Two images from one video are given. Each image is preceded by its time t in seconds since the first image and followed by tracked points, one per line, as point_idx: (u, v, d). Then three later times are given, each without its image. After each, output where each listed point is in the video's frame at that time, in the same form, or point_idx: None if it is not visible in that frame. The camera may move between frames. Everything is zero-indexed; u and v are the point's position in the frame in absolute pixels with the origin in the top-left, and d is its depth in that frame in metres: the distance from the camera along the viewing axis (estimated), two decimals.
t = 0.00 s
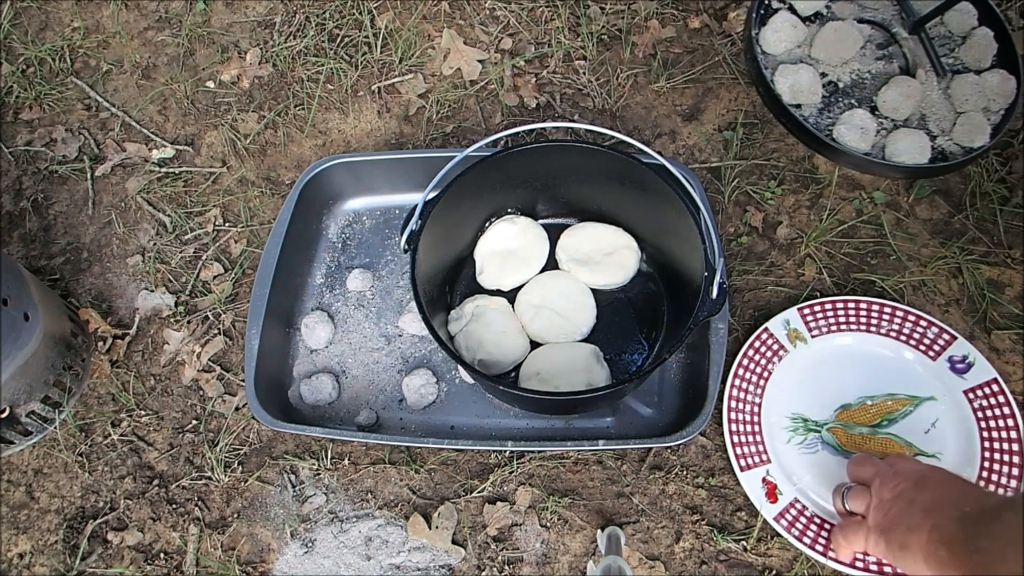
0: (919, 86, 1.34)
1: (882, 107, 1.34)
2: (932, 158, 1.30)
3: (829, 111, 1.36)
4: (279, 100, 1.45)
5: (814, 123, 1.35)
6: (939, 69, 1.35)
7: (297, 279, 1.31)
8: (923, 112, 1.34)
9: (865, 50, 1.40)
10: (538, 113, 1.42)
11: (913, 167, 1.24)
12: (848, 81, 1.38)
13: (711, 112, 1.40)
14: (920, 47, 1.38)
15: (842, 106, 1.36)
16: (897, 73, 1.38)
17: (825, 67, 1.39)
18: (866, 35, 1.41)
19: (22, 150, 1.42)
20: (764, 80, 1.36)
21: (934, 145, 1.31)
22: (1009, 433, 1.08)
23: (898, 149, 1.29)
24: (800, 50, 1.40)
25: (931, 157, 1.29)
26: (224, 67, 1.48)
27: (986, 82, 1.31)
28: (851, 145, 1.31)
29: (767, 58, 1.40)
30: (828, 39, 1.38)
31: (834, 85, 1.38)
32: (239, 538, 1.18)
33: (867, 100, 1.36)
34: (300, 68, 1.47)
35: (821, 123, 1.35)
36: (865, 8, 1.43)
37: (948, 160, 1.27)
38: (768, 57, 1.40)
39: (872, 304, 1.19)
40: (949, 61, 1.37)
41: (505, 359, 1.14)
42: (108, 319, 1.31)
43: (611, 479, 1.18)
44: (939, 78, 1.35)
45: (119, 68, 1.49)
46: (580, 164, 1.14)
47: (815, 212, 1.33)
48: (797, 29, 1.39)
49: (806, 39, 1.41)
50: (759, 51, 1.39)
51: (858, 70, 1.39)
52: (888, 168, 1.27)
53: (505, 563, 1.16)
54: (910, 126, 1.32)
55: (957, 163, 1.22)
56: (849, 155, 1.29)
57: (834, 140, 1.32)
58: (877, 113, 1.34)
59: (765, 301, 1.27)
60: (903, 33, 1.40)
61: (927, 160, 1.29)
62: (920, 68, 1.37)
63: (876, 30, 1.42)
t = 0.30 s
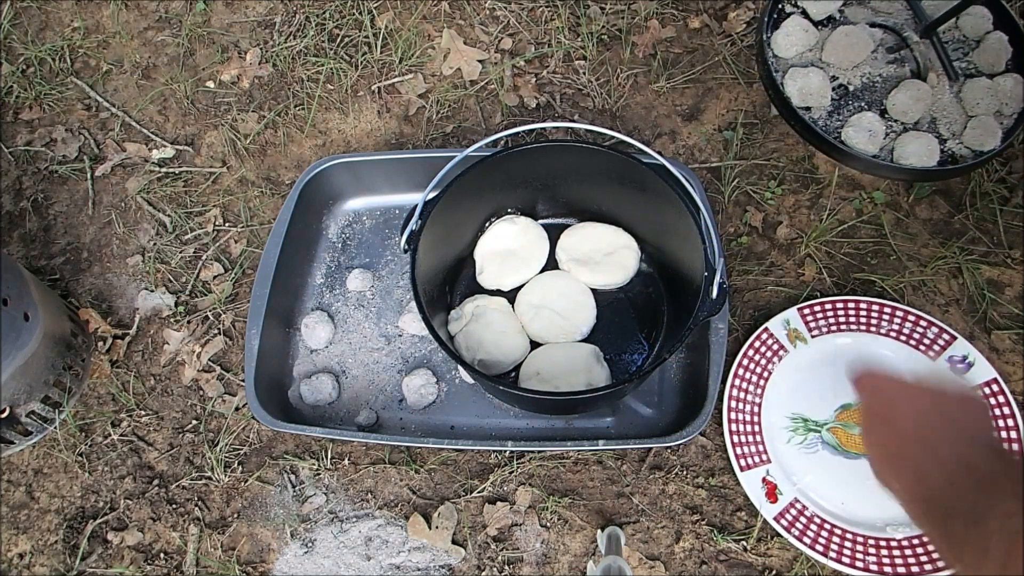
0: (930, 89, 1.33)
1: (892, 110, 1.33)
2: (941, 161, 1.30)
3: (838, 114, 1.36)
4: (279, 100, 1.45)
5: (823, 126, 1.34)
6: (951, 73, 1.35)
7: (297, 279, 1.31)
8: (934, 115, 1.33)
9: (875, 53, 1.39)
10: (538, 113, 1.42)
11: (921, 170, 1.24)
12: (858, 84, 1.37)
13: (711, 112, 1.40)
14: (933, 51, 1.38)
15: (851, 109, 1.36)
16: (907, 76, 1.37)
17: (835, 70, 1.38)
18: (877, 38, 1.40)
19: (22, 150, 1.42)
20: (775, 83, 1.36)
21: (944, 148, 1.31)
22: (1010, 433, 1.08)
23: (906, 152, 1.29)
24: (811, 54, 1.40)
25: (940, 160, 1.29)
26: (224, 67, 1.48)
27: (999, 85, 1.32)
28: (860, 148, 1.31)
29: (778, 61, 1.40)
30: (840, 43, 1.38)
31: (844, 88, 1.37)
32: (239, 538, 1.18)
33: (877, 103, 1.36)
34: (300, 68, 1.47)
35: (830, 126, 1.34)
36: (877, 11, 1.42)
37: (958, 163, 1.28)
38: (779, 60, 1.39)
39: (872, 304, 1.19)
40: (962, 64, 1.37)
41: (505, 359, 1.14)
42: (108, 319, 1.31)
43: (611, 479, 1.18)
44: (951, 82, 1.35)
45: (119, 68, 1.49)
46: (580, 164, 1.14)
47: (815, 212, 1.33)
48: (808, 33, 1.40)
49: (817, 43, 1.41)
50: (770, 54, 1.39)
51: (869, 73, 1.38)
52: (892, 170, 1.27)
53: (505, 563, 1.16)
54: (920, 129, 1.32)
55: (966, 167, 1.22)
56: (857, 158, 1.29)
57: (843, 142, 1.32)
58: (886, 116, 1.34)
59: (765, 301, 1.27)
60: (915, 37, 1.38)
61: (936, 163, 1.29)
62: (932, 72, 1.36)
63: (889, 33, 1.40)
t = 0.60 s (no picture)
0: (922, 85, 1.33)
1: (884, 106, 1.33)
2: (933, 157, 1.30)
3: (830, 111, 1.36)
4: (279, 100, 1.45)
5: (816, 124, 1.34)
6: (941, 68, 1.35)
7: (297, 279, 1.31)
8: (924, 111, 1.34)
9: (867, 49, 1.39)
10: (538, 113, 1.43)
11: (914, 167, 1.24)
12: (849, 81, 1.38)
13: (711, 112, 1.40)
14: (923, 47, 1.37)
15: (843, 106, 1.36)
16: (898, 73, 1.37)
17: (827, 67, 1.38)
18: (868, 35, 1.40)
19: (22, 150, 1.42)
20: (767, 81, 1.35)
21: (935, 144, 1.32)
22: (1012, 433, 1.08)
23: (900, 149, 1.29)
24: (802, 51, 1.40)
25: (932, 157, 1.29)
26: (224, 67, 1.48)
27: (989, 80, 1.30)
28: (853, 145, 1.31)
29: (770, 58, 1.40)
30: (832, 38, 1.37)
31: (836, 85, 1.38)
32: (239, 538, 1.18)
33: (870, 100, 1.36)
34: (300, 68, 1.47)
35: (823, 124, 1.34)
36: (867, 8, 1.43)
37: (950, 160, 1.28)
38: (770, 58, 1.39)
39: (872, 304, 1.19)
40: (951, 60, 1.38)
41: (506, 359, 1.14)
42: (108, 319, 1.31)
43: (611, 479, 1.18)
44: (941, 78, 1.35)
45: (119, 68, 1.49)
46: (579, 164, 1.14)
47: (816, 212, 1.33)
48: (800, 30, 1.38)
49: (808, 40, 1.40)
50: (761, 52, 1.39)
51: (860, 70, 1.38)
52: (889, 168, 1.27)
53: (505, 563, 1.16)
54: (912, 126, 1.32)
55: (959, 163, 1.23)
56: (850, 155, 1.28)
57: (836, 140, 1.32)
58: (878, 113, 1.34)
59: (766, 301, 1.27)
60: (906, 33, 1.39)
61: (929, 159, 1.29)
62: (922, 68, 1.36)
63: (879, 29, 1.41)
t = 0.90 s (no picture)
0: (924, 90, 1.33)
1: (887, 112, 1.33)
2: (937, 162, 1.31)
3: (833, 117, 1.36)
4: (279, 100, 1.45)
5: (819, 130, 1.35)
6: (943, 72, 1.35)
7: (297, 279, 1.31)
8: (927, 116, 1.33)
9: (868, 55, 1.38)
10: (538, 113, 1.43)
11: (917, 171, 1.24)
12: (852, 86, 1.37)
13: (711, 112, 1.40)
14: (924, 52, 1.37)
15: (846, 113, 1.36)
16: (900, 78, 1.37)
17: (829, 73, 1.37)
18: (870, 41, 1.39)
19: (22, 150, 1.42)
20: (770, 89, 1.35)
21: (939, 149, 1.32)
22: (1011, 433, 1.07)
23: (903, 154, 1.29)
24: (804, 57, 1.39)
25: (936, 161, 1.30)
26: (224, 67, 1.48)
27: (990, 84, 1.31)
28: (857, 151, 1.31)
29: (771, 66, 1.40)
30: (834, 45, 1.36)
31: (838, 91, 1.37)
32: (239, 538, 1.18)
33: (872, 106, 1.36)
34: (300, 68, 1.47)
35: (826, 130, 1.35)
36: (867, 13, 1.42)
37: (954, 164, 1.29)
38: (772, 65, 1.39)
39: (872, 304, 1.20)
40: (952, 64, 1.38)
41: (506, 359, 1.15)
42: (108, 319, 1.31)
43: (611, 479, 1.18)
44: (943, 82, 1.35)
45: (119, 68, 1.49)
46: (579, 164, 1.14)
47: (815, 212, 1.33)
48: (800, 37, 1.39)
49: (809, 46, 1.40)
50: (763, 59, 1.39)
51: (862, 75, 1.38)
52: (893, 172, 1.28)
53: (505, 563, 1.16)
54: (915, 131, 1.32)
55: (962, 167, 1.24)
56: (855, 162, 1.28)
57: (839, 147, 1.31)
58: (882, 119, 1.34)
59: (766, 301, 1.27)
60: (907, 38, 1.39)
61: (933, 164, 1.29)
62: (924, 73, 1.36)
63: (880, 34, 1.40)
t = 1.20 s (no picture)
0: (927, 91, 1.33)
1: (890, 113, 1.33)
2: (941, 162, 1.31)
3: (837, 119, 1.36)
4: (279, 100, 1.45)
5: (822, 132, 1.35)
6: (946, 73, 1.35)
7: (297, 279, 1.31)
8: (931, 116, 1.33)
9: (871, 56, 1.39)
10: (538, 113, 1.43)
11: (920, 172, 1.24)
12: (855, 88, 1.37)
13: (711, 112, 1.40)
14: (927, 53, 1.37)
15: (849, 114, 1.36)
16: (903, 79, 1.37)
17: (831, 75, 1.37)
18: (872, 42, 1.39)
19: (22, 150, 1.42)
20: (773, 91, 1.35)
21: (942, 149, 1.32)
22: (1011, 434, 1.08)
23: (907, 155, 1.29)
24: (807, 59, 1.39)
25: (939, 161, 1.30)
26: (224, 67, 1.48)
27: (994, 83, 1.31)
28: (860, 153, 1.31)
29: (774, 68, 1.40)
30: (837, 47, 1.36)
31: (841, 93, 1.37)
32: (239, 538, 1.18)
33: (875, 107, 1.36)
34: (300, 68, 1.47)
35: (829, 132, 1.35)
36: (870, 15, 1.42)
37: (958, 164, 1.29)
38: (775, 68, 1.39)
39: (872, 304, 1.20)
40: (955, 64, 1.38)
41: (506, 359, 1.15)
42: (108, 319, 1.31)
43: (611, 479, 1.18)
44: (946, 82, 1.35)
45: (119, 68, 1.49)
46: (579, 165, 1.14)
47: (816, 212, 1.33)
48: (803, 40, 1.39)
49: (811, 49, 1.40)
50: (766, 62, 1.39)
51: (865, 76, 1.38)
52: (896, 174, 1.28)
53: (505, 563, 1.16)
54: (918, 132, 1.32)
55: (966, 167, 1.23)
56: (858, 163, 1.29)
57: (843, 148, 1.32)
58: (885, 119, 1.34)
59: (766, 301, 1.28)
60: (909, 39, 1.39)
61: (937, 164, 1.29)
62: (927, 73, 1.36)
63: (882, 35, 1.40)
